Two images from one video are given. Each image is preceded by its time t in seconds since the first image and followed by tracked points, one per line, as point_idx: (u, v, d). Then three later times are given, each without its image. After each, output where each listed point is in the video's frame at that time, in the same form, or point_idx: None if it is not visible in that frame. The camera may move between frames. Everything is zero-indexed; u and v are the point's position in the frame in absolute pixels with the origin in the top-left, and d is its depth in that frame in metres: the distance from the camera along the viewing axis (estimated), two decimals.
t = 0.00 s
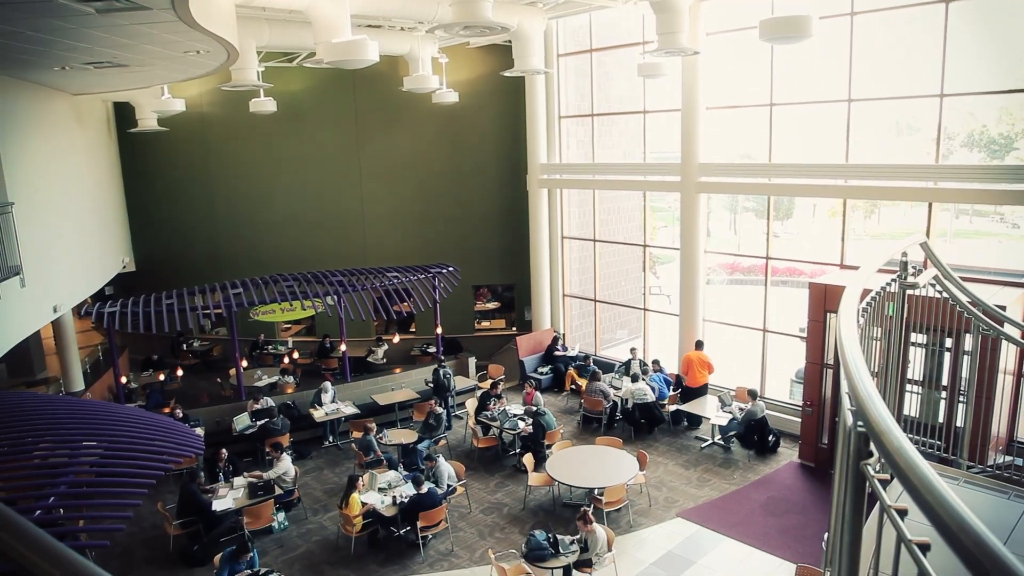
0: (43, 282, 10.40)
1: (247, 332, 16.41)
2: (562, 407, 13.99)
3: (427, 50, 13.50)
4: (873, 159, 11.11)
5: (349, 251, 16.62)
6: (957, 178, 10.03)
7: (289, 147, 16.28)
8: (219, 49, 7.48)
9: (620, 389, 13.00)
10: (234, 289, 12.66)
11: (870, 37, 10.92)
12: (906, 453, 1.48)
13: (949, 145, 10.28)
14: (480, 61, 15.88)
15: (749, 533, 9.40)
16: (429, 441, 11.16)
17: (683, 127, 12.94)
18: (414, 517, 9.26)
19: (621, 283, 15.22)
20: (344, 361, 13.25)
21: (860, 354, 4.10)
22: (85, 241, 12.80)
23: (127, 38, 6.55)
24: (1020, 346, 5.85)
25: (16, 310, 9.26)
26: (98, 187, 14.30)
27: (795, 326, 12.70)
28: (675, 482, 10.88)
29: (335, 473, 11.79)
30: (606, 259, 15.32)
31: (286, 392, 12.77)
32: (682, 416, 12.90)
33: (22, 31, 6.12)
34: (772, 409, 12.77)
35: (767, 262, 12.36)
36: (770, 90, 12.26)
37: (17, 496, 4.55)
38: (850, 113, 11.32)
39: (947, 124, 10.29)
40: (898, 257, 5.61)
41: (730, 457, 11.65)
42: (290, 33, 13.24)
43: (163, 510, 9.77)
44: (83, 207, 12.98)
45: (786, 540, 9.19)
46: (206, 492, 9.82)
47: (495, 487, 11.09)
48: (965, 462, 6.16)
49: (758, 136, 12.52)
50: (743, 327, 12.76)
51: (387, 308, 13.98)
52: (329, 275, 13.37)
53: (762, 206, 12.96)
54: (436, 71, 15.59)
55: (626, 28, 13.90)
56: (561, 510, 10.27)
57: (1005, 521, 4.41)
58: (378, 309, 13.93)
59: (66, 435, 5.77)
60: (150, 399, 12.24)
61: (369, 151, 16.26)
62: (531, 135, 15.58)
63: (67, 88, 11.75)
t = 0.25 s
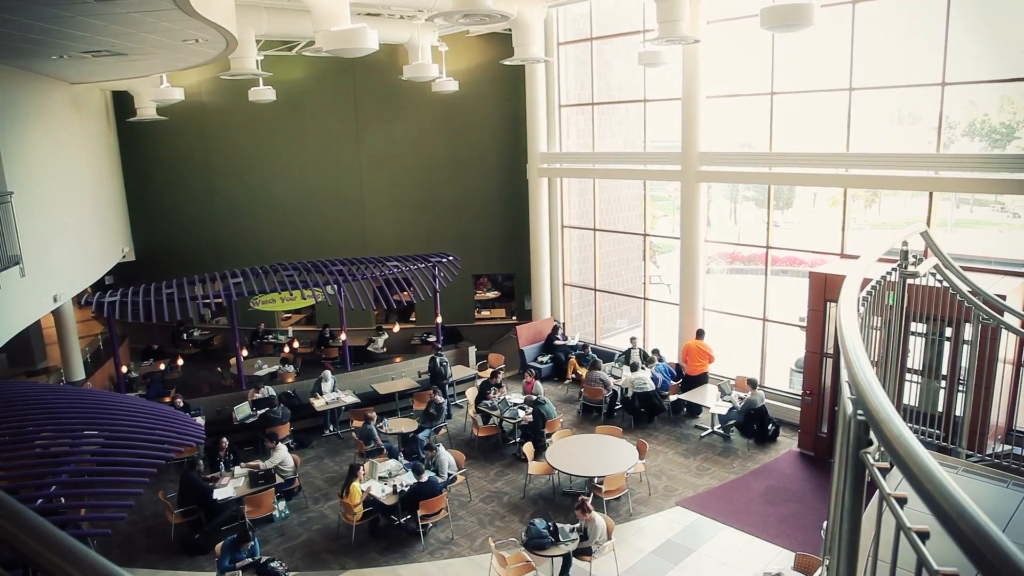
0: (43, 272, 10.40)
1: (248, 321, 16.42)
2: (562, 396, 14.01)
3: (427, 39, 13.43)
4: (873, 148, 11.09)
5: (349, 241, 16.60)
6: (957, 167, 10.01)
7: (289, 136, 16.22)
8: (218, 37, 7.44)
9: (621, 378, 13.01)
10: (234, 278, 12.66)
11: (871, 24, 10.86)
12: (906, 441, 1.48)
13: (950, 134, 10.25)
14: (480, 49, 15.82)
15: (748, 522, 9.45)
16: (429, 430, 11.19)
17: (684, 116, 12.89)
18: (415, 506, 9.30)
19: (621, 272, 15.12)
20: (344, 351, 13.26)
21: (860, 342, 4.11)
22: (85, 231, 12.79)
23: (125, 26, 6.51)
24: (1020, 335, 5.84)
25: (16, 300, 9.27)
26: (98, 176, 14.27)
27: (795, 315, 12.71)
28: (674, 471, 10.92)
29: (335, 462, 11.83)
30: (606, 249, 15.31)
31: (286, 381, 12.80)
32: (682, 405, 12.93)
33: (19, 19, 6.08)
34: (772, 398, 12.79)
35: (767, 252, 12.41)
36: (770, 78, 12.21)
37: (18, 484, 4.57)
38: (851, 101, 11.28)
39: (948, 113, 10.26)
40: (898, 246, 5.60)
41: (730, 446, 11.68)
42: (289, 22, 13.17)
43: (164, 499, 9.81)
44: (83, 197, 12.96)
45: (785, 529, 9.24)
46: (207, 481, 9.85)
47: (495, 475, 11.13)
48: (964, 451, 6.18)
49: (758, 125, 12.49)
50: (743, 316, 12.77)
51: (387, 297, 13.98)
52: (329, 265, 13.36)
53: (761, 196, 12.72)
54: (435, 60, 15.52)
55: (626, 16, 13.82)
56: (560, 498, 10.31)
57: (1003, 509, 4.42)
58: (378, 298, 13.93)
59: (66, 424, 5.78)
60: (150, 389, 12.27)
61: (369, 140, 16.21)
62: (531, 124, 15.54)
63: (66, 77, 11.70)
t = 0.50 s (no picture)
0: (42, 261, 10.40)
1: (248, 311, 16.41)
2: (562, 386, 14.03)
3: (427, 28, 13.36)
4: (873, 137, 11.07)
5: (349, 230, 16.57)
6: (958, 156, 9.99)
7: (289, 125, 16.17)
8: (216, 26, 7.40)
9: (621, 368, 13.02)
10: (234, 268, 12.66)
11: (872, 12, 10.81)
12: (906, 430, 1.48)
13: (951, 124, 10.22)
14: (479, 38, 15.75)
15: (747, 511, 9.48)
16: (429, 420, 11.20)
17: (684, 105, 12.85)
18: (415, 495, 9.33)
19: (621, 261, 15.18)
20: (344, 341, 13.27)
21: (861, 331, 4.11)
22: (84, 221, 12.77)
23: (123, 15, 6.47)
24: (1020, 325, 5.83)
25: (16, 290, 9.28)
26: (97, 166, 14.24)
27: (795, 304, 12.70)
28: (674, 460, 10.94)
29: (336, 452, 11.86)
30: (606, 238, 15.30)
31: (286, 371, 12.82)
32: (682, 394, 12.95)
33: (17, 8, 6.04)
34: (772, 387, 12.80)
35: (768, 240, 12.24)
36: (771, 68, 12.17)
37: (20, 474, 4.59)
38: (852, 91, 11.24)
39: (949, 102, 10.23)
40: (899, 236, 5.59)
41: (729, 436, 11.71)
42: (288, 11, 13.10)
43: (165, 488, 9.83)
44: (82, 186, 12.94)
45: (784, 518, 9.27)
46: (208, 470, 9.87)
47: (495, 465, 11.15)
48: (963, 441, 6.19)
49: (759, 114, 12.45)
50: (744, 305, 12.77)
51: (387, 287, 13.97)
52: (329, 255, 13.35)
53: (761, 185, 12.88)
54: (435, 49, 15.45)
55: (626, 5, 13.76)
56: (560, 487, 10.34)
57: (1001, 498, 4.44)
58: (378, 288, 13.93)
59: (67, 414, 5.79)
60: (151, 378, 12.29)
61: (369, 129, 16.16)
62: (531, 113, 15.49)
63: (64, 67, 11.65)
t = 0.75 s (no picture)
0: (43, 252, 10.42)
1: (248, 302, 16.42)
2: (563, 376, 14.04)
3: (426, 18, 13.30)
4: (874, 128, 11.05)
5: (348, 221, 16.55)
6: (958, 147, 9.98)
7: (289, 116, 16.14)
8: (215, 16, 7.37)
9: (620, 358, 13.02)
10: (234, 259, 12.65)
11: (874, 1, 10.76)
12: (906, 419, 1.48)
13: (952, 114, 10.22)
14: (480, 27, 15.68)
15: (747, 501, 9.51)
16: (429, 410, 11.22)
17: (684, 95, 12.81)
18: (415, 485, 9.36)
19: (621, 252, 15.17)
20: (344, 331, 13.28)
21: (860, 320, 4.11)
22: (84, 211, 12.77)
23: (121, 5, 6.45)
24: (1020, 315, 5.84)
25: (17, 281, 9.30)
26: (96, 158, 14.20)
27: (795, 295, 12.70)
28: (674, 451, 10.97)
29: (336, 442, 11.88)
30: (606, 229, 15.27)
31: (286, 361, 12.83)
32: (681, 385, 12.97)
33: None
34: (772, 378, 12.81)
35: (767, 232, 12.47)
36: (771, 57, 12.13)
37: (22, 464, 4.62)
38: (853, 81, 11.21)
39: (950, 93, 10.20)
40: (900, 226, 5.58)
41: (729, 426, 11.73)
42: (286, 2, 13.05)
43: (166, 478, 9.86)
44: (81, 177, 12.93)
45: (783, 508, 9.30)
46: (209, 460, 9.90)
47: (495, 455, 11.18)
48: (962, 431, 6.20)
49: (759, 104, 12.42)
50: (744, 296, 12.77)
51: (387, 278, 13.98)
52: (329, 246, 13.34)
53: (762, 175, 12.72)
54: (435, 39, 15.39)
55: None
56: (560, 477, 10.37)
57: (999, 488, 4.45)
58: (378, 279, 13.93)
59: (68, 404, 5.80)
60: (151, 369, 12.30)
61: (369, 119, 16.13)
62: (531, 104, 15.44)
63: (62, 57, 11.61)
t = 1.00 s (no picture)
0: (42, 244, 10.42)
1: (248, 294, 16.42)
2: (563, 367, 14.06)
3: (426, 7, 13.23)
4: (874, 118, 11.02)
5: (348, 213, 16.53)
6: (959, 137, 9.96)
7: (288, 107, 16.08)
8: (213, 6, 7.34)
9: (620, 349, 13.03)
10: (234, 250, 12.64)
11: None
12: (906, 410, 1.49)
13: (953, 105, 10.18)
14: (480, 18, 15.61)
15: (746, 492, 9.54)
16: (429, 401, 11.24)
17: (684, 86, 12.76)
18: (416, 475, 9.39)
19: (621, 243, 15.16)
20: (344, 322, 13.28)
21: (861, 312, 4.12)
22: (83, 203, 12.76)
23: None
24: (1020, 306, 5.83)
25: (17, 272, 9.30)
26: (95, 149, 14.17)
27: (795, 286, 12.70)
28: (674, 441, 10.99)
29: (336, 433, 11.91)
30: (606, 220, 15.26)
31: (286, 352, 12.85)
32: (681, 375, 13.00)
33: None
34: (772, 368, 12.83)
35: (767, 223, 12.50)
36: (772, 48, 12.09)
37: (22, 455, 4.63)
38: (854, 71, 11.17)
39: (951, 83, 10.17)
40: (900, 217, 5.57)
41: (728, 417, 11.75)
42: None
43: (167, 469, 9.89)
44: (80, 168, 12.90)
45: (782, 499, 9.34)
46: (209, 451, 9.93)
47: (495, 446, 11.20)
48: (961, 422, 6.22)
49: (760, 95, 12.38)
50: (743, 287, 12.77)
51: (387, 269, 13.97)
52: (329, 237, 13.33)
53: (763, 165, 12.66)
54: (435, 30, 15.34)
55: None
56: (560, 468, 10.40)
57: (998, 479, 4.46)
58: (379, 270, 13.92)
59: (70, 395, 5.82)
60: (152, 360, 12.32)
61: (369, 111, 16.07)
62: (531, 94, 15.40)
63: (60, 47, 11.58)
